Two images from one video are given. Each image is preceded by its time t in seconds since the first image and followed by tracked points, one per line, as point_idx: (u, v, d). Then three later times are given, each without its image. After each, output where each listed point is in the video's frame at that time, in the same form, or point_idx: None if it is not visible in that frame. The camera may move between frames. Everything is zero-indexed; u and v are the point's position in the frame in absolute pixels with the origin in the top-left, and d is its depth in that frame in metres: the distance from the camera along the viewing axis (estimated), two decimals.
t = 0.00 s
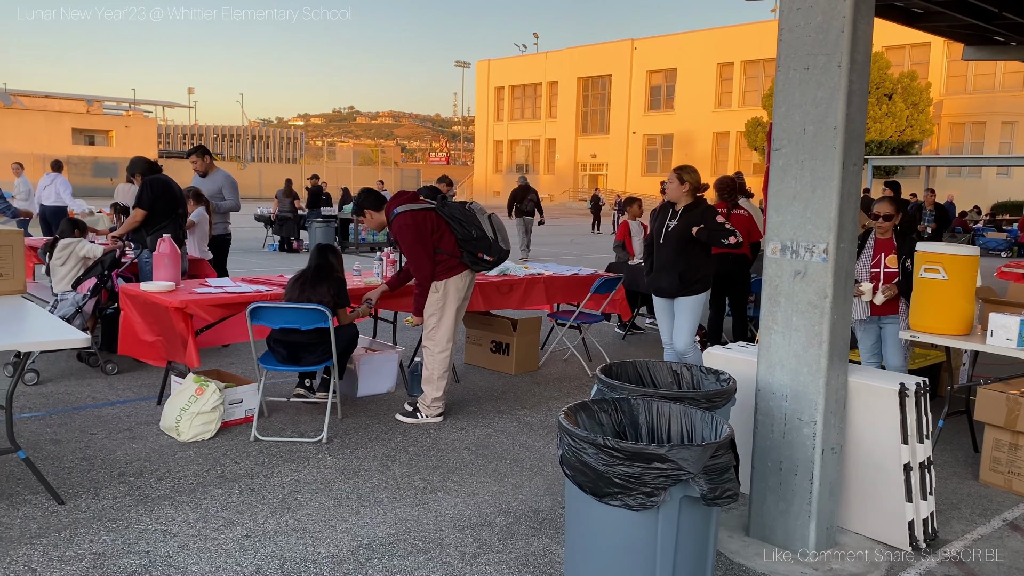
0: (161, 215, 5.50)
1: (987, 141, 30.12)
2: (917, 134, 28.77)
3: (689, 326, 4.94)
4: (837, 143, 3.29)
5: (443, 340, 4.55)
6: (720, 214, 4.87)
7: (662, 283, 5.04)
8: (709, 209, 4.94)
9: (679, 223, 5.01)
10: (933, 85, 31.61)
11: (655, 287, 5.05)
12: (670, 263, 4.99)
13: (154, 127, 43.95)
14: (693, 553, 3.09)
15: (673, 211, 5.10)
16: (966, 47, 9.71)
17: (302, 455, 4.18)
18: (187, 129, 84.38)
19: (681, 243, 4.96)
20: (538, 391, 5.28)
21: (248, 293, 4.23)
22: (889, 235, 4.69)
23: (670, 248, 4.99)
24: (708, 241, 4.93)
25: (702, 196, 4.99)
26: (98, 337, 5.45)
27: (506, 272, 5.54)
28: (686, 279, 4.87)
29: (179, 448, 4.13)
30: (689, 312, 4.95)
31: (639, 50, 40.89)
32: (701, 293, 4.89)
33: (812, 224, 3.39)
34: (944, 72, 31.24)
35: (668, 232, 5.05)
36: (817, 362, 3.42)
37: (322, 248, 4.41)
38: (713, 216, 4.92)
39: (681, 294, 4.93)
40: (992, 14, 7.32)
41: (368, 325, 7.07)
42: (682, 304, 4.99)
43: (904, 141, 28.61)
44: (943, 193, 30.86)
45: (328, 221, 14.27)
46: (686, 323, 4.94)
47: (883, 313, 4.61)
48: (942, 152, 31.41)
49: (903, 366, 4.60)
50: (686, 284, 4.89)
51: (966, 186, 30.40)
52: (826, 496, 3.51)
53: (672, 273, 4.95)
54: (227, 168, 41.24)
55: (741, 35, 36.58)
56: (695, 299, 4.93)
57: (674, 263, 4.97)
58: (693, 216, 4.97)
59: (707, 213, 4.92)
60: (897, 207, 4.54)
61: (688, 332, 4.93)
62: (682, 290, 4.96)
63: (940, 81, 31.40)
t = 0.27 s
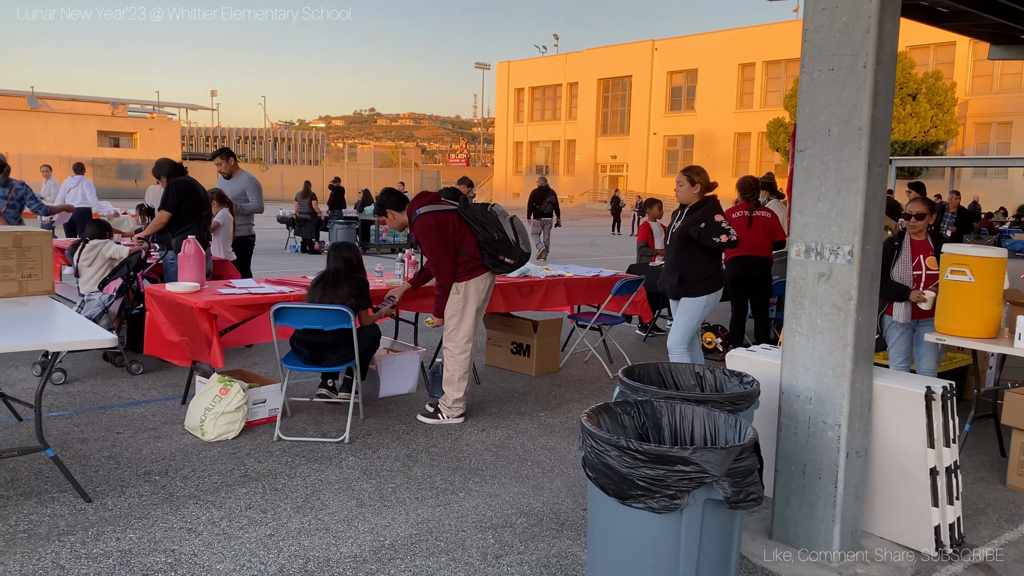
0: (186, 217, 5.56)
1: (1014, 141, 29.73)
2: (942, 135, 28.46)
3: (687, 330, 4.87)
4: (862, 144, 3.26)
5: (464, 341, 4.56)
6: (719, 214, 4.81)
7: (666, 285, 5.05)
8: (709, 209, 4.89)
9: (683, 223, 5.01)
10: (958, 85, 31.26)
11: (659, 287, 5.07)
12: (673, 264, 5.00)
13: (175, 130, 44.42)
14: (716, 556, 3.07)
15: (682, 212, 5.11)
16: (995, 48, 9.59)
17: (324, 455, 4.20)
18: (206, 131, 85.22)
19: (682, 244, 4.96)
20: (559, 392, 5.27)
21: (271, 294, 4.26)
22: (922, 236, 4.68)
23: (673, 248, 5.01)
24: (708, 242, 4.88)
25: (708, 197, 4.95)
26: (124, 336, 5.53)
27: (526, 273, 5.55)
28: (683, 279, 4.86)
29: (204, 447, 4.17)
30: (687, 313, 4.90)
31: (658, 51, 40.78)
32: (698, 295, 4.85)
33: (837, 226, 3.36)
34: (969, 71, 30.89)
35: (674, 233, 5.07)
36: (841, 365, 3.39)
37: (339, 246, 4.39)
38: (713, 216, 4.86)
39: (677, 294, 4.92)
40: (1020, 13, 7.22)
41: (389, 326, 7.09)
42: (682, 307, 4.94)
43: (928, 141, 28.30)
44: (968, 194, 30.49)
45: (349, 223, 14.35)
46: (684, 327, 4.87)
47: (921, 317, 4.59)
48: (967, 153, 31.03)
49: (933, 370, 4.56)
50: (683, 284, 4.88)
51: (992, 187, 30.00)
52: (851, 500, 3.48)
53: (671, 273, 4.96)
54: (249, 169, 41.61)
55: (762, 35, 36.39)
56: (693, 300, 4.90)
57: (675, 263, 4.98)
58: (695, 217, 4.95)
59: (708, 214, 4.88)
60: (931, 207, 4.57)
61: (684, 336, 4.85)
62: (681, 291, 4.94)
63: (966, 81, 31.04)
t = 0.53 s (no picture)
0: (210, 218, 5.62)
1: None
2: (968, 136, 28.10)
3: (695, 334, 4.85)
4: (889, 145, 3.22)
5: (484, 342, 4.57)
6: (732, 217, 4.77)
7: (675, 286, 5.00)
8: (721, 211, 4.85)
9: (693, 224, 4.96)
10: (985, 85, 30.86)
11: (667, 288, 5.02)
12: (683, 266, 4.94)
13: (196, 132, 44.88)
14: (740, 560, 3.05)
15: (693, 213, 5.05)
16: None
17: (347, 455, 4.22)
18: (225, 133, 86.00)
19: (691, 246, 4.91)
20: (580, 394, 5.27)
21: (295, 295, 4.29)
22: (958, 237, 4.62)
23: (683, 249, 4.95)
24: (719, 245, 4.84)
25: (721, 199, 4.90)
26: (150, 336, 5.60)
27: (548, 275, 5.55)
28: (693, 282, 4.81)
29: (228, 446, 4.21)
30: (697, 316, 4.87)
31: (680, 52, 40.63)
32: (709, 297, 4.81)
33: (862, 227, 3.33)
34: (997, 71, 30.50)
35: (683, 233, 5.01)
36: (867, 368, 3.36)
37: (360, 245, 4.44)
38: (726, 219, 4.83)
39: (685, 296, 4.88)
40: None
41: (411, 327, 7.12)
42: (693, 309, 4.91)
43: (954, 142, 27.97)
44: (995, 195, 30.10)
45: (371, 224, 14.42)
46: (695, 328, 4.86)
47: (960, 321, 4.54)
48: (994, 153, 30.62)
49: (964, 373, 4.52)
50: (692, 287, 4.83)
51: (1019, 188, 29.58)
52: (877, 504, 3.45)
53: (681, 275, 4.90)
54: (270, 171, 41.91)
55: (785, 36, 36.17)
56: (702, 302, 4.85)
57: (685, 265, 4.92)
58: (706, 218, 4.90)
59: (719, 216, 4.84)
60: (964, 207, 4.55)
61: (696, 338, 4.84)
62: (689, 294, 4.90)
63: (993, 81, 30.65)
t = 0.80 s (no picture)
0: (235, 221, 5.69)
1: None
2: (994, 137, 27.67)
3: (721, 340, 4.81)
4: (916, 146, 3.19)
5: (504, 344, 4.57)
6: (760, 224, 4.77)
7: (696, 292, 4.88)
8: (746, 218, 4.81)
9: (716, 230, 4.86)
10: (1012, 86, 30.46)
11: (689, 296, 4.88)
12: (708, 272, 4.84)
13: (216, 135, 45.33)
14: (764, 564, 3.02)
15: (709, 217, 4.93)
16: None
17: (369, 456, 4.24)
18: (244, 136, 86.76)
19: (718, 252, 4.81)
20: (601, 396, 5.26)
21: (318, 296, 4.32)
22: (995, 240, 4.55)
23: (707, 255, 4.84)
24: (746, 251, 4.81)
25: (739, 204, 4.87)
26: (175, 337, 5.68)
27: (569, 277, 5.55)
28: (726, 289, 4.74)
29: (252, 446, 4.24)
30: (724, 322, 4.82)
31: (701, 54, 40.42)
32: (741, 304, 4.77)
33: (888, 229, 3.30)
34: None
35: (703, 239, 4.89)
36: (893, 371, 3.32)
37: (379, 245, 4.40)
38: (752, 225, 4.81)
39: (717, 304, 4.79)
40: None
41: (432, 329, 7.14)
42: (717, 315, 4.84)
43: (980, 144, 27.62)
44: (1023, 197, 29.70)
45: (392, 227, 14.48)
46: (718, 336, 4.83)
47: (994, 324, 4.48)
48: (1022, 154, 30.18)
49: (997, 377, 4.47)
50: (725, 294, 4.76)
51: None
52: (903, 509, 3.41)
53: (709, 282, 4.80)
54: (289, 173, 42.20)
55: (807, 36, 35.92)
56: (732, 309, 4.80)
57: (710, 271, 4.83)
58: (731, 224, 4.83)
59: (748, 222, 4.81)
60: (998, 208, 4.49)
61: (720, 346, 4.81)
62: (718, 300, 4.83)
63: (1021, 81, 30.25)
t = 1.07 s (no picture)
0: (256, 222, 5.73)
1: None
2: (1019, 138, 27.31)
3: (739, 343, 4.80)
4: (942, 148, 3.16)
5: (524, 345, 4.57)
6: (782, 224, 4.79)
7: (728, 297, 4.73)
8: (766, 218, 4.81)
9: (742, 232, 4.76)
10: None
11: (721, 302, 4.72)
12: (738, 275, 4.73)
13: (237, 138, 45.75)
14: (787, 569, 3.00)
15: (730, 220, 4.79)
16: None
17: (390, 457, 4.25)
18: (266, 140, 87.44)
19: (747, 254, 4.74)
20: (622, 399, 5.25)
21: (341, 298, 4.35)
22: None
23: (736, 258, 4.73)
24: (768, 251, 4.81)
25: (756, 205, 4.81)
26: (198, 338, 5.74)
27: (590, 279, 5.55)
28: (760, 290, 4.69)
29: (274, 447, 4.27)
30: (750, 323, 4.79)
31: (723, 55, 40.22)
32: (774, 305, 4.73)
33: (914, 231, 3.26)
34: None
35: (730, 242, 4.76)
36: (919, 375, 3.28)
37: (392, 245, 4.32)
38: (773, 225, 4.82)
39: (752, 306, 4.73)
40: None
41: (452, 331, 7.16)
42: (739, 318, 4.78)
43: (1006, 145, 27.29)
44: None
45: (412, 229, 14.54)
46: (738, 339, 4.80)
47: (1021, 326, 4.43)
48: None
49: None
50: (760, 296, 4.69)
51: None
52: (929, 514, 3.36)
53: (742, 285, 4.70)
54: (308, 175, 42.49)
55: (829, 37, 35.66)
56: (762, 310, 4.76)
57: (741, 274, 4.73)
58: (755, 225, 4.76)
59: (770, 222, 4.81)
60: None
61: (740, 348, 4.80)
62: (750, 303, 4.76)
63: None
